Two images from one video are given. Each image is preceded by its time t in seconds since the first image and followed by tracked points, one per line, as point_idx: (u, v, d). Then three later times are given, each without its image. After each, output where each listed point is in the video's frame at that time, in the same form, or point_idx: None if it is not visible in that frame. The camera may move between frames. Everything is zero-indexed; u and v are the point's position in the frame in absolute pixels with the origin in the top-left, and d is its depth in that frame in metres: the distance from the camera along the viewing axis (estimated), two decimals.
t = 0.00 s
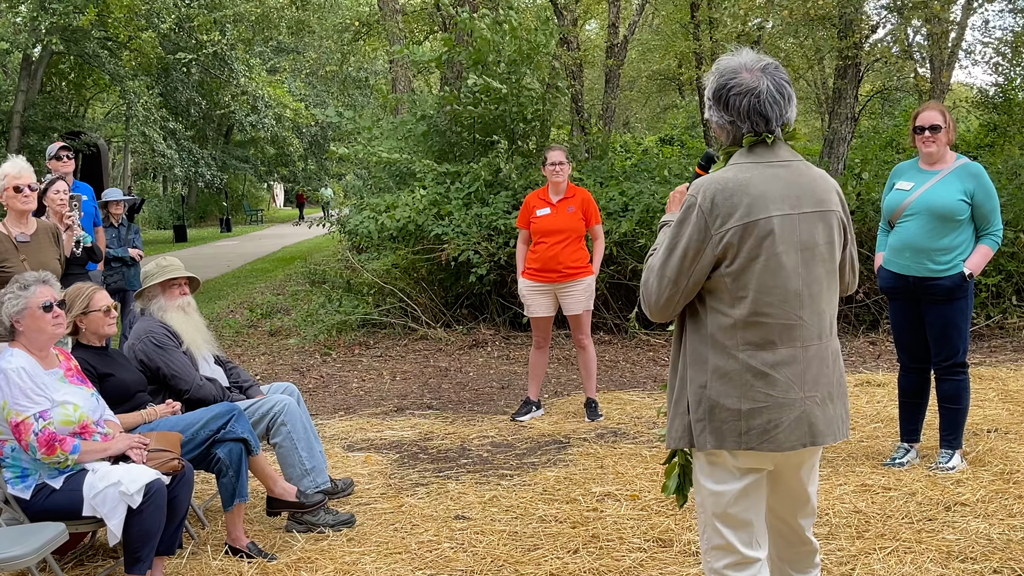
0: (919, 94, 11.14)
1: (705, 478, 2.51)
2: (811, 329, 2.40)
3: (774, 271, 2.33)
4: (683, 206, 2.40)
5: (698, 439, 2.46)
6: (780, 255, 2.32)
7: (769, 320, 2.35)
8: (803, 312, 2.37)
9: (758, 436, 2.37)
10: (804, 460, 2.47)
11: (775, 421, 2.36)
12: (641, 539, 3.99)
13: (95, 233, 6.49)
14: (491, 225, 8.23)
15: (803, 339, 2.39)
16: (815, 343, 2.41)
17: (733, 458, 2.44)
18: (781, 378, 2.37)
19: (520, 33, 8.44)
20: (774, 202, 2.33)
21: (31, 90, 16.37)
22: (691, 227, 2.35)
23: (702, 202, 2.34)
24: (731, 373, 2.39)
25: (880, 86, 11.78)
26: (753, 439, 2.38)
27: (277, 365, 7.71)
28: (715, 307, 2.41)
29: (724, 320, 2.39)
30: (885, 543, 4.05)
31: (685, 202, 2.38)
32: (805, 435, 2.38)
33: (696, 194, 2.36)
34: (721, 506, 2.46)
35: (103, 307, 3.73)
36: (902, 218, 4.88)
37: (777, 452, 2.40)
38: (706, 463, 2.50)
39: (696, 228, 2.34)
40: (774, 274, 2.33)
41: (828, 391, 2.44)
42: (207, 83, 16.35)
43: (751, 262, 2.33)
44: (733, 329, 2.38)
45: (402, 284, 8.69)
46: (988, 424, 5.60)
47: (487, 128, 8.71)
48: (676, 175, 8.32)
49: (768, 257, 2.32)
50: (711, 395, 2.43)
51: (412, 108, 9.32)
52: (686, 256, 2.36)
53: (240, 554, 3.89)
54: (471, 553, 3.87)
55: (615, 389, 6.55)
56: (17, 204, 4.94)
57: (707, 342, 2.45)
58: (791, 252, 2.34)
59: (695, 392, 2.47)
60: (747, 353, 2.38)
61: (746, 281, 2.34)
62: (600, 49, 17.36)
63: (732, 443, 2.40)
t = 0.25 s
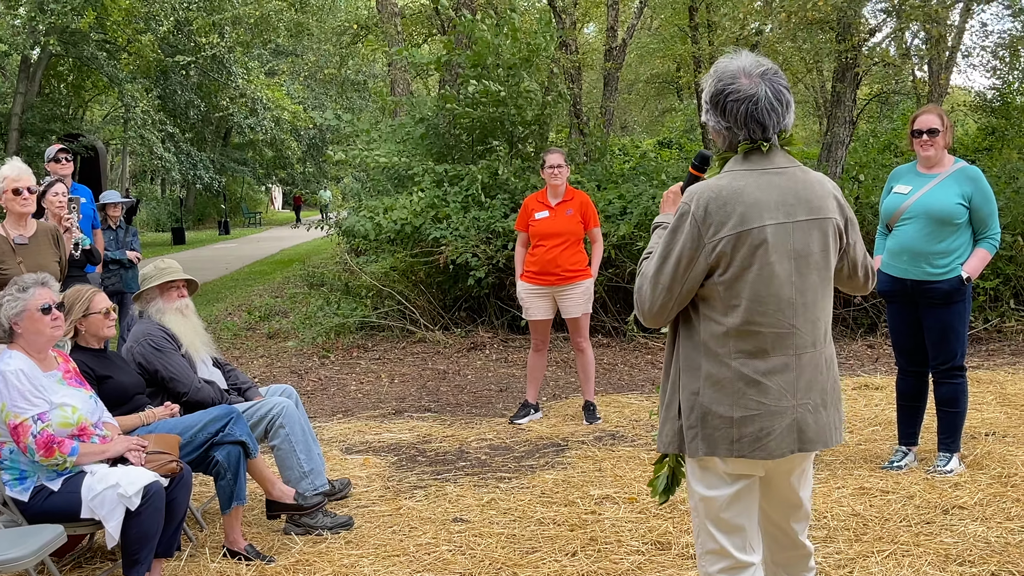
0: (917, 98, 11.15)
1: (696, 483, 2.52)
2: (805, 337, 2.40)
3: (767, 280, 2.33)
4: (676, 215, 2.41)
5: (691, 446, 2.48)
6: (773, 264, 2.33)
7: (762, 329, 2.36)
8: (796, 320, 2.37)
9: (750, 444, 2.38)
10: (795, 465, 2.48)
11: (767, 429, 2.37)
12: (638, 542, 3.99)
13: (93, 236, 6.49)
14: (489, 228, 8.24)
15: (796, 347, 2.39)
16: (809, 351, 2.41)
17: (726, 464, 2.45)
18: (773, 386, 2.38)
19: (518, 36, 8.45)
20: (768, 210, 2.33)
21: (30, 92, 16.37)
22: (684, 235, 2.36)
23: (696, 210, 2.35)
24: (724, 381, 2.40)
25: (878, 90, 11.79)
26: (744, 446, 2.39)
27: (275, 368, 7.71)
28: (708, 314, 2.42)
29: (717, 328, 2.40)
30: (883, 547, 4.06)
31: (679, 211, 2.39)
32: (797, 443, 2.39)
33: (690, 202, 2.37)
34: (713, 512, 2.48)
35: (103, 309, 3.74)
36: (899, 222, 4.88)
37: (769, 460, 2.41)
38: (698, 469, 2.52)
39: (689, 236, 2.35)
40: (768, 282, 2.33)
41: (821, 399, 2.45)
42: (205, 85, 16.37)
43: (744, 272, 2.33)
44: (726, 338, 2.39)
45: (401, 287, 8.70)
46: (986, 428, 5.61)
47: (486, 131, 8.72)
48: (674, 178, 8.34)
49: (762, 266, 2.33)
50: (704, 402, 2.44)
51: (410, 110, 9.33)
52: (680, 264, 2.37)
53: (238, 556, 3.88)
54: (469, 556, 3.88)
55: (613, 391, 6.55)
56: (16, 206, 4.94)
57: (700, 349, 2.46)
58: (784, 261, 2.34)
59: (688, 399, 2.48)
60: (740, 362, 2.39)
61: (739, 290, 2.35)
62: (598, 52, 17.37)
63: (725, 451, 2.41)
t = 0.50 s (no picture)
0: (915, 101, 11.17)
1: (697, 486, 2.53)
2: (806, 339, 2.41)
3: (769, 282, 2.34)
4: (679, 216, 2.41)
5: (692, 448, 2.48)
6: (775, 265, 2.34)
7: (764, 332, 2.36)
8: (798, 322, 2.37)
9: (752, 446, 2.39)
10: (794, 468, 2.49)
11: (769, 431, 2.38)
12: (637, 544, 3.99)
13: (92, 237, 6.50)
14: (488, 230, 8.25)
15: (798, 350, 2.39)
16: (811, 354, 2.42)
17: (726, 466, 2.46)
18: (774, 388, 2.38)
19: (517, 38, 8.46)
20: (771, 212, 2.34)
21: (29, 94, 16.37)
22: (687, 237, 2.36)
23: (699, 211, 2.35)
24: (725, 384, 2.41)
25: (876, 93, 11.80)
26: (746, 449, 2.39)
27: (273, 370, 7.71)
28: (710, 316, 2.42)
29: (719, 330, 2.41)
30: (881, 549, 4.06)
31: (681, 212, 2.40)
32: (798, 445, 2.40)
33: (693, 203, 2.37)
34: (714, 513, 2.49)
35: (103, 311, 3.75)
36: (897, 225, 4.89)
37: (769, 462, 2.41)
38: (699, 471, 2.53)
39: (692, 238, 2.35)
40: (770, 284, 2.34)
41: (823, 402, 2.45)
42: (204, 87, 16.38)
43: (747, 274, 2.34)
44: (728, 340, 2.40)
45: (399, 289, 8.71)
46: (984, 430, 5.61)
47: (485, 134, 8.74)
48: (673, 181, 8.34)
49: (764, 268, 2.33)
50: (705, 405, 2.44)
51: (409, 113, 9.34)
52: (683, 266, 2.37)
53: (237, 558, 3.88)
54: (468, 558, 3.88)
55: (612, 394, 6.56)
56: (15, 207, 4.95)
57: (702, 351, 2.46)
58: (786, 263, 2.35)
59: (689, 401, 2.48)
60: (742, 364, 2.39)
61: (742, 292, 2.35)
62: (597, 55, 17.39)
63: (726, 453, 2.42)
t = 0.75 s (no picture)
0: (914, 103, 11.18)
1: (704, 485, 2.52)
2: (811, 336, 2.42)
3: (776, 279, 2.34)
4: (685, 214, 2.40)
5: (700, 446, 2.47)
6: (782, 262, 2.34)
7: (771, 329, 2.37)
8: (804, 319, 2.39)
9: (760, 443, 2.39)
10: (798, 465, 2.49)
11: (777, 428, 2.38)
12: (635, 546, 3.99)
13: (90, 238, 6.51)
14: (487, 231, 8.25)
15: (804, 346, 2.41)
16: (816, 350, 2.43)
17: (733, 465, 2.46)
18: (782, 385, 2.39)
19: (516, 40, 8.47)
20: (777, 209, 2.35)
21: (27, 95, 16.38)
22: (695, 234, 2.35)
23: (706, 209, 2.35)
24: (734, 381, 2.41)
25: (875, 95, 11.81)
26: (755, 446, 2.40)
27: (272, 371, 7.72)
28: (716, 313, 2.42)
29: (726, 328, 2.41)
30: (879, 551, 4.06)
31: (688, 210, 2.39)
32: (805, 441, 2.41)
33: (700, 201, 2.37)
34: (721, 512, 2.48)
35: (101, 311, 3.75)
36: (895, 227, 4.89)
37: (777, 459, 2.42)
38: (704, 469, 2.52)
39: (701, 235, 2.34)
40: (777, 281, 2.35)
41: (827, 398, 2.46)
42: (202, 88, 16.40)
43: (754, 270, 2.34)
44: (735, 337, 2.40)
45: (398, 290, 8.71)
46: (982, 432, 5.62)
47: (483, 135, 8.75)
48: (671, 182, 8.35)
49: (772, 264, 2.34)
50: (713, 402, 2.44)
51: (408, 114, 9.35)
52: (691, 264, 2.36)
53: (235, 559, 3.88)
54: (466, 560, 3.88)
55: (610, 396, 6.56)
56: (12, 208, 4.96)
57: (708, 349, 2.46)
58: (791, 260, 2.36)
59: (696, 399, 2.48)
60: (750, 361, 2.39)
61: (750, 289, 2.35)
62: (595, 57, 17.41)
63: (735, 450, 2.41)
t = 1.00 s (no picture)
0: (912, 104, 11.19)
1: (712, 480, 2.51)
2: (818, 331, 2.44)
3: (788, 274, 2.36)
4: (698, 212, 2.39)
5: (712, 443, 2.45)
6: (793, 259, 2.36)
7: (783, 324, 2.38)
8: (812, 314, 2.41)
9: (774, 437, 2.40)
10: (803, 459, 2.52)
11: (789, 421, 2.39)
12: (633, 547, 4.00)
13: (89, 238, 6.51)
14: (485, 232, 8.26)
15: (812, 341, 2.43)
16: (821, 345, 2.46)
17: (745, 460, 2.46)
18: (793, 379, 2.40)
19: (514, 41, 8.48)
20: (787, 207, 2.37)
21: (25, 94, 16.37)
22: (711, 232, 2.34)
23: (722, 206, 2.34)
24: (746, 377, 2.40)
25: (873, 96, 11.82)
26: (768, 440, 2.40)
27: (269, 371, 7.72)
28: (728, 310, 2.41)
29: (739, 324, 2.40)
30: (877, 552, 4.06)
31: (701, 207, 2.38)
32: (814, 434, 2.42)
33: (714, 198, 2.36)
34: (732, 507, 2.47)
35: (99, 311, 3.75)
36: (893, 229, 4.89)
37: (788, 453, 2.43)
38: (711, 466, 2.51)
39: (717, 232, 2.33)
40: (789, 277, 2.36)
41: (832, 392, 2.49)
42: (200, 89, 16.39)
43: (768, 266, 2.34)
44: (748, 333, 2.39)
45: (396, 290, 8.72)
46: (980, 433, 5.63)
47: (482, 135, 8.76)
48: (670, 183, 8.36)
49: (784, 261, 2.35)
50: (725, 398, 2.43)
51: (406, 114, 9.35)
52: (707, 261, 2.34)
53: (233, 559, 3.88)
54: (464, 560, 3.88)
55: (609, 396, 6.56)
56: (8, 208, 4.95)
57: (720, 346, 2.45)
58: (800, 256, 2.38)
59: (707, 396, 2.47)
60: (762, 356, 2.40)
61: (764, 284, 2.36)
62: (593, 57, 17.42)
63: (749, 445, 2.41)
